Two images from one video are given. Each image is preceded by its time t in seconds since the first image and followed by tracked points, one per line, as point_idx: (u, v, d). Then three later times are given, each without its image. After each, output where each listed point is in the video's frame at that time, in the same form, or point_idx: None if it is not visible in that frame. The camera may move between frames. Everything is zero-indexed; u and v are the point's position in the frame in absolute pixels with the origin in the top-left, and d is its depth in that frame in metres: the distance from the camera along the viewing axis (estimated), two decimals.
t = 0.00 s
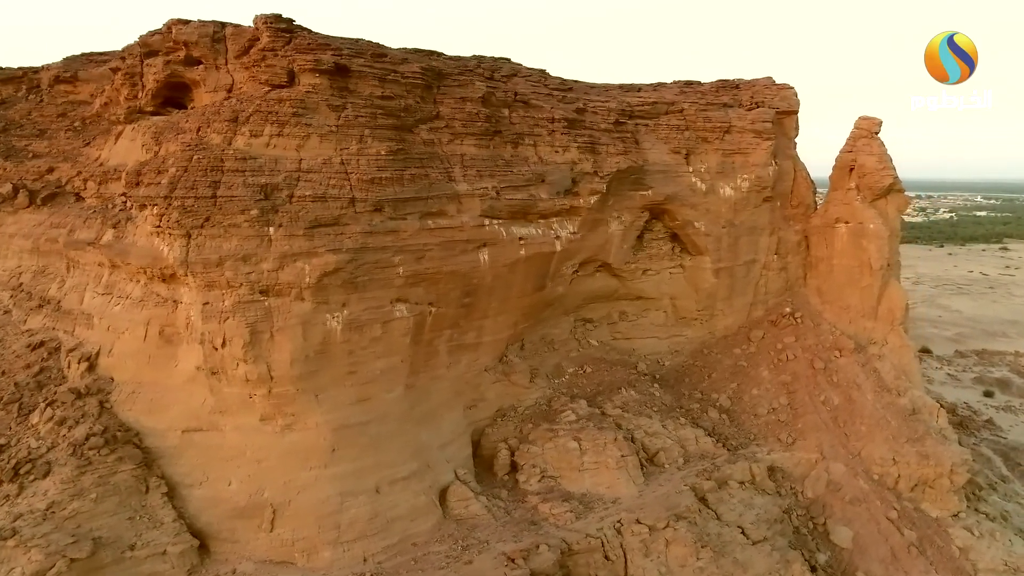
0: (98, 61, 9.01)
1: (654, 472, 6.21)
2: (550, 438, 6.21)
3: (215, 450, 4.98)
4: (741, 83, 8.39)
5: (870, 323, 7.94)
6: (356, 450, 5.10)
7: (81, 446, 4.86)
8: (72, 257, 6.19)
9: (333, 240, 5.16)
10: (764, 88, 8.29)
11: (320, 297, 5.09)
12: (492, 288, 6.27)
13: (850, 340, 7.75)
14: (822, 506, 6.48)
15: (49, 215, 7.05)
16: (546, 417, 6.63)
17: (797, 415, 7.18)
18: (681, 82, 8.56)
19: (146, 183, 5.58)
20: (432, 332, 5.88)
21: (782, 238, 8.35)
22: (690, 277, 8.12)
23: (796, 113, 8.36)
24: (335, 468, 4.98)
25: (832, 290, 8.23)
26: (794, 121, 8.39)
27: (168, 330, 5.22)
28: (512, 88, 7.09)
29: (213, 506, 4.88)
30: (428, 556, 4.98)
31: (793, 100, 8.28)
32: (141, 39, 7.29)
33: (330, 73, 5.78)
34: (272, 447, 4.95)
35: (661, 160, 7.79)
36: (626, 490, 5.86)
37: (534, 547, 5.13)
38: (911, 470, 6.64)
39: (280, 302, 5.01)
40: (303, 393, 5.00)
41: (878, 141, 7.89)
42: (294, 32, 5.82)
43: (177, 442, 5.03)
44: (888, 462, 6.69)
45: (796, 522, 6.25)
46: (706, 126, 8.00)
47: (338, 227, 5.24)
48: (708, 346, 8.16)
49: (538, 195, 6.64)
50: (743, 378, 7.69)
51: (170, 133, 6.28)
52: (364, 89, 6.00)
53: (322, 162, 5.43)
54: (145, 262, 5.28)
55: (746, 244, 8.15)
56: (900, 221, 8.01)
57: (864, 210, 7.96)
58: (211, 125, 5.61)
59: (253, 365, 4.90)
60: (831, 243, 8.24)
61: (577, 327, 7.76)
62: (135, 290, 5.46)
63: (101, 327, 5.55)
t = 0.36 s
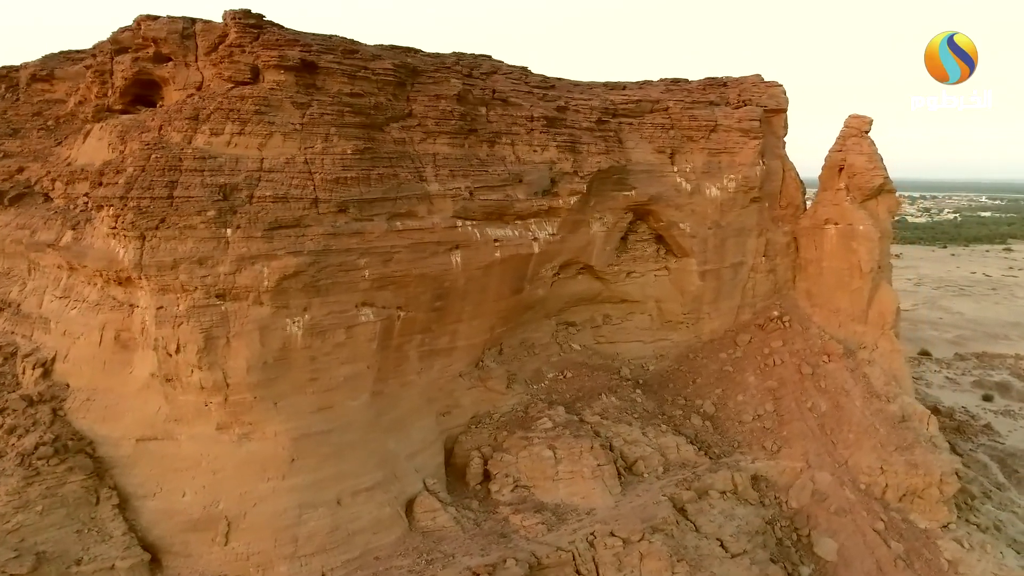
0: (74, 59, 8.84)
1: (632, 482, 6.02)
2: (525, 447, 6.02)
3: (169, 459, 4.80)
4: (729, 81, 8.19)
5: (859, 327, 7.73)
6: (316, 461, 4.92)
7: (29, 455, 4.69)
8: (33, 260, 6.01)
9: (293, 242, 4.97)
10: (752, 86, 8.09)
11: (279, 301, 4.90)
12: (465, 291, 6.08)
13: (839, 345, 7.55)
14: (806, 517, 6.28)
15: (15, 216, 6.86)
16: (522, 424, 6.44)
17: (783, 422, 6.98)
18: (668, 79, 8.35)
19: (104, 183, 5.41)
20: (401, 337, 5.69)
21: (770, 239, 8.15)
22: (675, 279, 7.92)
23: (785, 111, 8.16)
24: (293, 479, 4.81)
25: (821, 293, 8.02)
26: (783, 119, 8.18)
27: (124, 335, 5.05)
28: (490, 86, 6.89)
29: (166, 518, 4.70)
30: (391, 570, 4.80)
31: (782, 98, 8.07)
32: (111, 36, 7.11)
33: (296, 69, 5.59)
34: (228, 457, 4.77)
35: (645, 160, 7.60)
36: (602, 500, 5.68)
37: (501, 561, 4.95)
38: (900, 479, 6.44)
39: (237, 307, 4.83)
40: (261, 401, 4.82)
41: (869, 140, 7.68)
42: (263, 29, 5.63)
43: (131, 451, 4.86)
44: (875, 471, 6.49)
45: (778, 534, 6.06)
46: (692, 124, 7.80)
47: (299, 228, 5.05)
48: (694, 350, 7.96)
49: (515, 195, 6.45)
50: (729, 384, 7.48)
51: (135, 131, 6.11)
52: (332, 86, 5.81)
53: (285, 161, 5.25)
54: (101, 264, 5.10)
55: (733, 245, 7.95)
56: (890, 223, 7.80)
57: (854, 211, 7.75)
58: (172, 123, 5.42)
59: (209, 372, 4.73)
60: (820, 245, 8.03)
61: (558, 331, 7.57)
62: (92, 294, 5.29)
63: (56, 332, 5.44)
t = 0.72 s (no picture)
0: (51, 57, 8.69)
1: (610, 491, 5.85)
2: (500, 455, 5.85)
3: (126, 468, 4.65)
4: (716, 79, 8.02)
5: (849, 331, 7.55)
6: (277, 471, 4.76)
7: None
8: None
9: (255, 244, 4.81)
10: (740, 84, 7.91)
11: (240, 305, 4.75)
12: (440, 295, 5.91)
13: (828, 349, 7.37)
14: (790, 527, 6.10)
15: None
16: (500, 430, 6.27)
17: (769, 428, 6.80)
18: (655, 78, 8.18)
19: (64, 183, 5.25)
20: (371, 342, 5.53)
21: (759, 241, 7.97)
22: (660, 282, 7.75)
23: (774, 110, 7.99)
24: (253, 489, 4.65)
25: (810, 296, 7.85)
26: (771, 119, 8.01)
27: (81, 340, 4.91)
28: (469, 84, 6.72)
29: (121, 530, 4.54)
30: None
31: (770, 96, 7.90)
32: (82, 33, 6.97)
33: (263, 65, 5.43)
34: (186, 467, 4.61)
35: (629, 160, 7.42)
36: (577, 511, 5.51)
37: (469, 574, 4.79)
38: (887, 488, 6.26)
39: (195, 311, 4.67)
40: (220, 409, 4.66)
41: (858, 139, 7.50)
42: (234, 25, 5.43)
43: (86, 460, 4.71)
44: (863, 479, 6.32)
45: (761, 545, 5.89)
46: (677, 123, 7.63)
47: (262, 230, 4.89)
48: (679, 354, 7.78)
49: (492, 196, 6.29)
50: (715, 389, 7.29)
51: (101, 130, 5.95)
52: (302, 84, 5.65)
53: (249, 160, 5.08)
54: (57, 266, 4.94)
55: (720, 247, 7.78)
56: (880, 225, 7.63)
57: (844, 212, 7.58)
58: (134, 121, 5.25)
59: (165, 379, 4.57)
60: (809, 247, 7.86)
61: (540, 335, 7.39)
62: (50, 297, 5.14)
63: (15, 337, 5.32)
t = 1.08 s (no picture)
0: (22, 53, 8.51)
1: (583, 501, 5.66)
2: (469, 464, 5.66)
3: (71, 480, 4.50)
4: (700, 77, 7.83)
5: (835, 335, 7.37)
6: (229, 483, 4.60)
7: None
8: None
9: (207, 247, 4.62)
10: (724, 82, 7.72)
11: (191, 310, 4.57)
12: (408, 299, 5.73)
13: (813, 354, 7.17)
14: (770, 539, 5.91)
15: None
16: (471, 438, 6.08)
17: (751, 436, 6.61)
18: (638, 76, 7.99)
19: (13, 183, 5.06)
20: (334, 347, 5.35)
21: (743, 243, 7.79)
22: (641, 284, 7.55)
23: (759, 109, 7.82)
24: (203, 502, 4.48)
25: (796, 299, 7.66)
26: (756, 118, 7.85)
27: (27, 347, 4.76)
28: (442, 81, 6.53)
29: (64, 545, 4.40)
30: None
31: (755, 95, 7.74)
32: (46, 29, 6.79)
33: (223, 62, 5.24)
34: (133, 479, 4.44)
35: (609, 159, 7.23)
36: (547, 523, 5.33)
37: None
38: (871, 499, 6.07)
39: (143, 316, 4.49)
40: (169, 419, 4.49)
41: (845, 138, 7.31)
42: (198, 21, 5.29)
43: (31, 471, 4.57)
44: (846, 489, 6.12)
45: (739, 557, 5.70)
46: (659, 122, 7.43)
47: (215, 232, 4.70)
48: (662, 359, 7.58)
49: (464, 196, 6.11)
50: (697, 395, 7.09)
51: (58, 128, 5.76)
52: (264, 80, 5.45)
53: (204, 159, 4.89)
54: (3, 269, 4.75)
55: (704, 249, 7.59)
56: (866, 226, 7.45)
57: (830, 213, 7.38)
58: (86, 119, 5.05)
59: (110, 387, 4.40)
60: (795, 249, 7.68)
61: (518, 339, 7.20)
62: None
63: None
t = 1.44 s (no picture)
0: None
1: (557, 511, 5.49)
2: (440, 473, 5.50)
3: (18, 491, 4.39)
4: (685, 75, 7.66)
5: (822, 339, 7.19)
6: (184, 494, 4.44)
7: None
8: None
9: (161, 249, 4.46)
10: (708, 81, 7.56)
11: (144, 314, 4.41)
12: (377, 302, 5.56)
13: (799, 359, 7.00)
14: (751, 550, 5.74)
15: None
16: (445, 445, 5.91)
17: (734, 443, 6.44)
18: (622, 73, 7.81)
19: None
20: (299, 353, 5.18)
21: (728, 244, 7.63)
22: (625, 287, 7.37)
23: (745, 108, 7.64)
24: (155, 514, 4.33)
25: (783, 302, 7.49)
26: (741, 117, 7.69)
27: None
28: (417, 79, 6.34)
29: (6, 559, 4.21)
30: None
31: (740, 94, 7.58)
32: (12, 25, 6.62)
33: (184, 58, 5.06)
34: (82, 489, 4.33)
35: (590, 159, 7.05)
36: (519, 535, 5.17)
37: None
38: (856, 508, 5.90)
39: (93, 321, 4.34)
40: (120, 428, 4.34)
41: (831, 138, 7.14)
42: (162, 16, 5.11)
43: None
44: (830, 498, 5.96)
45: (719, 569, 5.52)
46: (642, 121, 7.26)
47: (171, 234, 4.54)
48: (645, 363, 7.41)
49: (437, 197, 5.96)
50: (681, 401, 6.91)
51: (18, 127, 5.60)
52: (229, 77, 5.28)
53: (162, 159, 4.71)
54: None
55: (688, 251, 7.42)
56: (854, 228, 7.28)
57: (816, 214, 7.22)
58: (39, 115, 4.87)
59: (57, 395, 4.28)
60: (781, 251, 7.52)
61: (497, 343, 7.02)
62: None
63: None
